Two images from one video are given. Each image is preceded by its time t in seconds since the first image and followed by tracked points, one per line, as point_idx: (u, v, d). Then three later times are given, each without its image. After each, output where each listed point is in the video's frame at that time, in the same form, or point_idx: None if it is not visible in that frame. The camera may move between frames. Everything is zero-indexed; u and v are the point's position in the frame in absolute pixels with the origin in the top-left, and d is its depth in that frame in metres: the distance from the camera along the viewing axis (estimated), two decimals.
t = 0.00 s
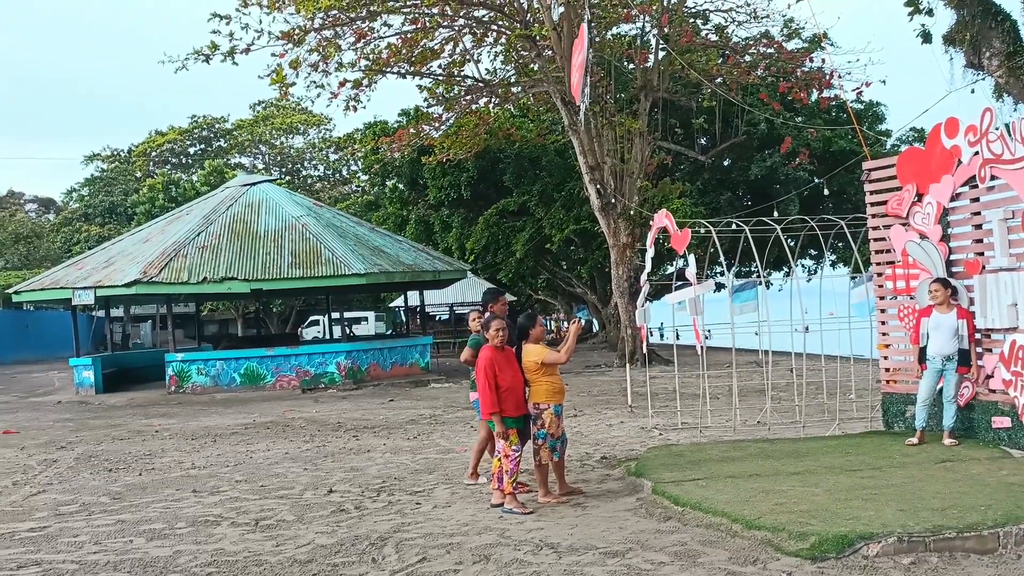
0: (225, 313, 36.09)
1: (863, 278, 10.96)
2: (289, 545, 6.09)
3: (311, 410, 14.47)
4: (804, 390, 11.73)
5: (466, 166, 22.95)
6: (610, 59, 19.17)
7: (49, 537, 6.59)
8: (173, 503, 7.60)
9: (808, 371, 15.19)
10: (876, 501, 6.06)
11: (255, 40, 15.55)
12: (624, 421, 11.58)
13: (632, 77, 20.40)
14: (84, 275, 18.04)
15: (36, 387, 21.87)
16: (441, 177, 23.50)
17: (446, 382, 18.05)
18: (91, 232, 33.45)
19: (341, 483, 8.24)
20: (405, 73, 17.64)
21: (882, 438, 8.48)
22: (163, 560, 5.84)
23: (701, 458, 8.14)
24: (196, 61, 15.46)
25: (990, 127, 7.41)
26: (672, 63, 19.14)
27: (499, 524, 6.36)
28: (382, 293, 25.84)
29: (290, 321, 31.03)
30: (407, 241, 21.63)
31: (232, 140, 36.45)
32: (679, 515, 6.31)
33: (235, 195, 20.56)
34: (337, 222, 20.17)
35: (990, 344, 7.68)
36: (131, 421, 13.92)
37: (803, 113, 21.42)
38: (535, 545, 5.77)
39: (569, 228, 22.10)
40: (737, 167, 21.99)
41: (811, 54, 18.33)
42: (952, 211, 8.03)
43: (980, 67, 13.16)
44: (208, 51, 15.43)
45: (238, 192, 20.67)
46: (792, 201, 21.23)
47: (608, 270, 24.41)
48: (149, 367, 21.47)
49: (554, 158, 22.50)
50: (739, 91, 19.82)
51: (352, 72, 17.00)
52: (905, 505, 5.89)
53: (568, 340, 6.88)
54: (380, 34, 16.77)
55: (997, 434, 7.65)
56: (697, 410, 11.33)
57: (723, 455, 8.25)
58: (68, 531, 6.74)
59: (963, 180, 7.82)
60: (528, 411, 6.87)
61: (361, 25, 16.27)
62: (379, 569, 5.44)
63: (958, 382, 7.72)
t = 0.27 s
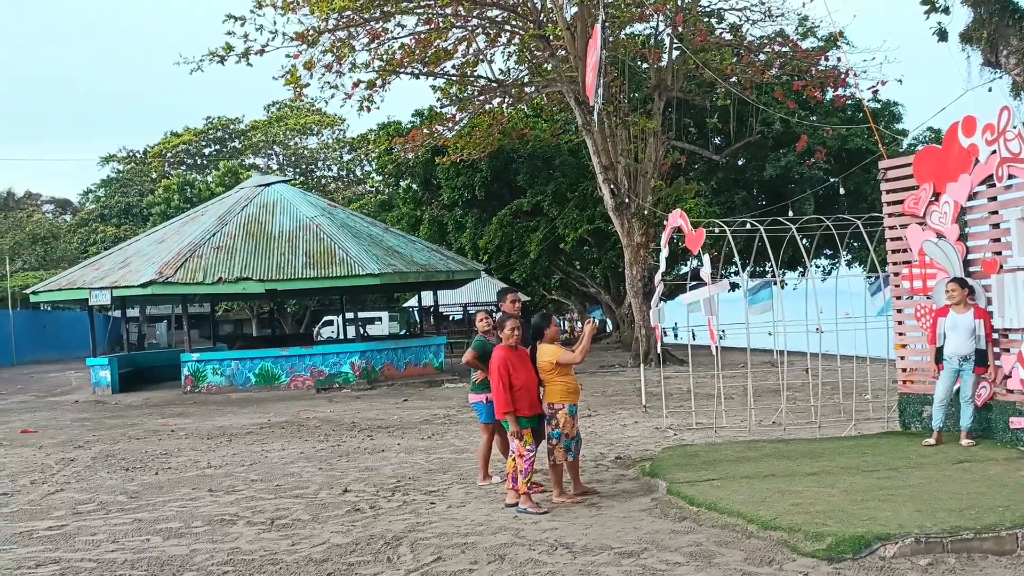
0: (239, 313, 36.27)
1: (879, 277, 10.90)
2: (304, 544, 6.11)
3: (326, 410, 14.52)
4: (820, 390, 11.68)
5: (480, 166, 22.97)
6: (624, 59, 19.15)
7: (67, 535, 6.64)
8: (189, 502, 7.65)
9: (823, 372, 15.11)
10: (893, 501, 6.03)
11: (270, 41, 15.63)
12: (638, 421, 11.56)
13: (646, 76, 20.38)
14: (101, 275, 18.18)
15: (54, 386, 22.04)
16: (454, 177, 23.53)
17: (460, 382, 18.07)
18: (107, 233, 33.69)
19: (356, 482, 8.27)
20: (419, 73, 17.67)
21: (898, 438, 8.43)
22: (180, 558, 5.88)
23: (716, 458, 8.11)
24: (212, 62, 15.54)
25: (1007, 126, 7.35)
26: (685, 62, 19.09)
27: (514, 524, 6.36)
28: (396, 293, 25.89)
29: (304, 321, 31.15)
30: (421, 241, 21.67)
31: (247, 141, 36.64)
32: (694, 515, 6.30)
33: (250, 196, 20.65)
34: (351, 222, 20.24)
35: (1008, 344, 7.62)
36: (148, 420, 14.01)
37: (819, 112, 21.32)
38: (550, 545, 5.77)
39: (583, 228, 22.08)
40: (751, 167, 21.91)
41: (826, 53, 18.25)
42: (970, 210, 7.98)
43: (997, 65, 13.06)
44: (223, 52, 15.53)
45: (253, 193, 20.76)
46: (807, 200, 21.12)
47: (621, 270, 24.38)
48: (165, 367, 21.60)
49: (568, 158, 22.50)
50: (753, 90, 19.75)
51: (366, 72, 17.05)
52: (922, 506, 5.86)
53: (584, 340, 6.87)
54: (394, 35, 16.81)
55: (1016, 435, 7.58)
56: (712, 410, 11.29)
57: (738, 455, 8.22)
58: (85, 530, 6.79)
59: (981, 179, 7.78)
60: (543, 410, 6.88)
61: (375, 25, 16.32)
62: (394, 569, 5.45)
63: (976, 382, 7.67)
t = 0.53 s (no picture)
0: (254, 313, 36.44)
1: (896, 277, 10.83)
2: (319, 543, 6.14)
3: (341, 409, 14.58)
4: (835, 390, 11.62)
5: (494, 166, 23.00)
6: (638, 58, 19.14)
7: (84, 533, 6.70)
8: (205, 501, 7.70)
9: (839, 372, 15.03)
10: (909, 502, 5.99)
11: (285, 42, 15.71)
12: (652, 421, 11.54)
13: (660, 76, 20.35)
14: (117, 275, 18.31)
15: (71, 386, 22.23)
16: (468, 177, 23.55)
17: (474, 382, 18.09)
18: (123, 233, 33.92)
19: (371, 482, 8.29)
20: (433, 73, 17.70)
21: (915, 439, 8.38)
22: (196, 556, 5.92)
23: (731, 459, 8.09)
24: (227, 63, 15.62)
25: None
26: (700, 61, 19.05)
27: (528, 524, 6.37)
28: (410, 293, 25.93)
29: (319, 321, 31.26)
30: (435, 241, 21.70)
31: (262, 142, 36.83)
32: (709, 515, 6.28)
33: (265, 196, 20.75)
34: (366, 222, 20.30)
35: None
36: (164, 420, 14.10)
37: (834, 111, 21.22)
38: (565, 545, 5.77)
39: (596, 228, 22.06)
40: (766, 166, 21.84)
41: (841, 52, 18.16)
42: (989, 209, 7.93)
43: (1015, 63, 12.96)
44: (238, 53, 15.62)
45: (268, 193, 20.84)
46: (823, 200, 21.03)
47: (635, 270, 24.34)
48: (180, 367, 21.72)
49: (581, 158, 22.52)
50: (768, 89, 19.67)
51: (380, 72, 17.10)
52: (939, 507, 5.82)
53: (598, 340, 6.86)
54: (408, 35, 16.85)
55: None
56: (727, 410, 11.26)
57: (753, 455, 8.20)
58: (103, 528, 6.84)
59: (998, 178, 7.71)
60: (557, 411, 6.88)
61: (389, 26, 16.35)
62: (410, 568, 5.47)
63: (993, 383, 7.62)
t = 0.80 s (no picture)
0: (268, 313, 36.60)
1: (911, 277, 10.77)
2: (333, 542, 6.16)
3: (355, 409, 14.62)
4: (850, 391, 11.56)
5: (507, 166, 23.01)
6: (652, 58, 19.11)
7: (100, 532, 6.75)
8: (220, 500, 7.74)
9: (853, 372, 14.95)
10: (925, 503, 5.96)
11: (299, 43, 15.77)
12: (666, 421, 11.52)
13: (674, 75, 20.33)
14: (132, 275, 18.42)
15: (87, 385, 22.40)
16: (481, 177, 23.57)
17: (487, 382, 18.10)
18: (138, 233, 34.13)
19: (384, 481, 8.31)
20: (446, 73, 17.72)
21: (931, 440, 8.33)
22: (211, 555, 5.96)
23: (745, 459, 8.07)
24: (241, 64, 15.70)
25: None
26: (714, 60, 18.99)
27: (542, 524, 6.37)
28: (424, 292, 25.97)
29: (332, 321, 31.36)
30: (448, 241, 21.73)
31: (276, 142, 37.01)
32: (723, 516, 6.26)
33: (279, 196, 20.83)
34: (379, 222, 20.34)
35: None
36: (179, 419, 14.19)
37: (849, 110, 21.14)
38: (578, 545, 5.77)
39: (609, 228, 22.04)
40: (780, 165, 21.76)
41: (856, 50, 18.08)
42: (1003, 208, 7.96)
43: None
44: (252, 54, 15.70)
45: (282, 193, 20.93)
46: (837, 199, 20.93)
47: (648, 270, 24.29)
48: (195, 366, 21.84)
49: (594, 157, 22.53)
50: (782, 88, 19.59)
51: (393, 72, 17.13)
52: (955, 508, 5.79)
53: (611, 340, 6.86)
54: (421, 35, 16.88)
55: None
56: (740, 410, 11.22)
57: (767, 456, 8.17)
58: (119, 526, 6.89)
59: (1015, 178, 7.69)
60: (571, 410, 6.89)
61: (402, 26, 16.38)
62: (423, 567, 5.48)
63: (1009, 383, 7.55)
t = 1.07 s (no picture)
0: (281, 313, 36.76)
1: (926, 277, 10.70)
2: (347, 541, 6.18)
3: (368, 409, 14.66)
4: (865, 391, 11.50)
5: (520, 166, 23.03)
6: (665, 57, 19.08)
7: (116, 530, 6.79)
8: (234, 499, 7.77)
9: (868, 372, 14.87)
10: (940, 504, 5.92)
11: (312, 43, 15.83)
12: (679, 421, 11.49)
13: (688, 75, 20.29)
14: (147, 275, 18.53)
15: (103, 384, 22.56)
16: (494, 177, 23.58)
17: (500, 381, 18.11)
18: (153, 233, 34.34)
19: (397, 481, 8.33)
20: (459, 73, 17.75)
21: (946, 441, 8.28)
22: (225, 554, 5.98)
23: (758, 459, 8.04)
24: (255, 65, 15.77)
25: None
26: (727, 59, 18.93)
27: (555, 523, 6.37)
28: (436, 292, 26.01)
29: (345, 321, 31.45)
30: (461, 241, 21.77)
31: (289, 143, 37.18)
32: (737, 517, 6.24)
33: (293, 197, 20.89)
34: (392, 222, 20.38)
35: None
36: (194, 418, 14.27)
37: (864, 110, 21.08)
38: (592, 545, 5.77)
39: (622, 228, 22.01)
40: (794, 165, 21.72)
41: (872, 49, 17.98)
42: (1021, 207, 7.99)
43: None
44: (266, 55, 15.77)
45: (296, 194, 21.01)
46: (852, 198, 20.82)
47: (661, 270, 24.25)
48: (209, 366, 21.95)
49: (607, 157, 22.57)
50: (796, 87, 19.50)
51: (406, 73, 17.16)
52: (970, 509, 5.75)
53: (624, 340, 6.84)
54: (434, 36, 16.91)
55: None
56: (754, 411, 11.18)
57: (780, 456, 8.14)
58: (134, 525, 6.93)
59: None
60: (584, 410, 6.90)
61: (415, 26, 16.40)
62: (437, 567, 5.50)
63: None
